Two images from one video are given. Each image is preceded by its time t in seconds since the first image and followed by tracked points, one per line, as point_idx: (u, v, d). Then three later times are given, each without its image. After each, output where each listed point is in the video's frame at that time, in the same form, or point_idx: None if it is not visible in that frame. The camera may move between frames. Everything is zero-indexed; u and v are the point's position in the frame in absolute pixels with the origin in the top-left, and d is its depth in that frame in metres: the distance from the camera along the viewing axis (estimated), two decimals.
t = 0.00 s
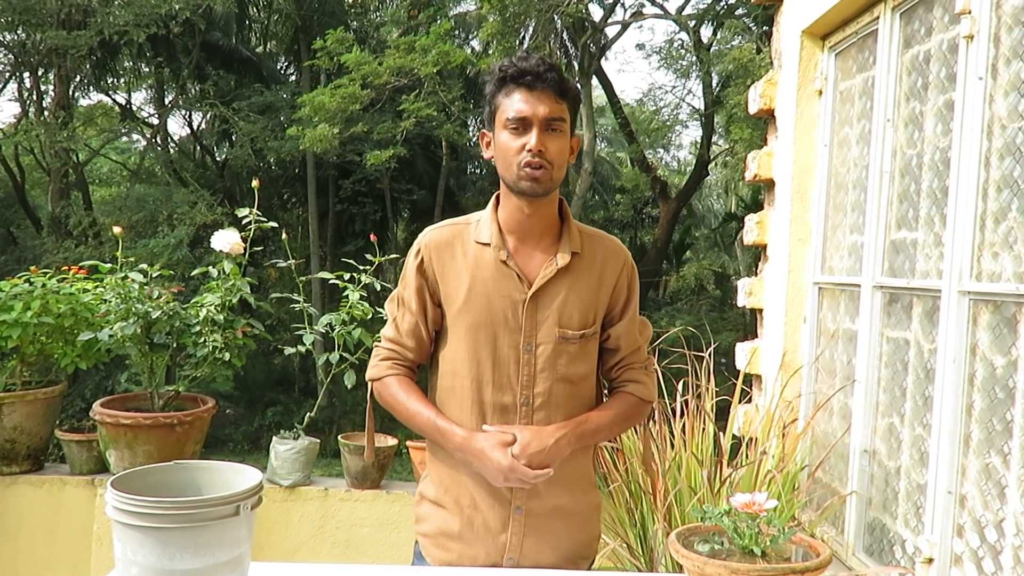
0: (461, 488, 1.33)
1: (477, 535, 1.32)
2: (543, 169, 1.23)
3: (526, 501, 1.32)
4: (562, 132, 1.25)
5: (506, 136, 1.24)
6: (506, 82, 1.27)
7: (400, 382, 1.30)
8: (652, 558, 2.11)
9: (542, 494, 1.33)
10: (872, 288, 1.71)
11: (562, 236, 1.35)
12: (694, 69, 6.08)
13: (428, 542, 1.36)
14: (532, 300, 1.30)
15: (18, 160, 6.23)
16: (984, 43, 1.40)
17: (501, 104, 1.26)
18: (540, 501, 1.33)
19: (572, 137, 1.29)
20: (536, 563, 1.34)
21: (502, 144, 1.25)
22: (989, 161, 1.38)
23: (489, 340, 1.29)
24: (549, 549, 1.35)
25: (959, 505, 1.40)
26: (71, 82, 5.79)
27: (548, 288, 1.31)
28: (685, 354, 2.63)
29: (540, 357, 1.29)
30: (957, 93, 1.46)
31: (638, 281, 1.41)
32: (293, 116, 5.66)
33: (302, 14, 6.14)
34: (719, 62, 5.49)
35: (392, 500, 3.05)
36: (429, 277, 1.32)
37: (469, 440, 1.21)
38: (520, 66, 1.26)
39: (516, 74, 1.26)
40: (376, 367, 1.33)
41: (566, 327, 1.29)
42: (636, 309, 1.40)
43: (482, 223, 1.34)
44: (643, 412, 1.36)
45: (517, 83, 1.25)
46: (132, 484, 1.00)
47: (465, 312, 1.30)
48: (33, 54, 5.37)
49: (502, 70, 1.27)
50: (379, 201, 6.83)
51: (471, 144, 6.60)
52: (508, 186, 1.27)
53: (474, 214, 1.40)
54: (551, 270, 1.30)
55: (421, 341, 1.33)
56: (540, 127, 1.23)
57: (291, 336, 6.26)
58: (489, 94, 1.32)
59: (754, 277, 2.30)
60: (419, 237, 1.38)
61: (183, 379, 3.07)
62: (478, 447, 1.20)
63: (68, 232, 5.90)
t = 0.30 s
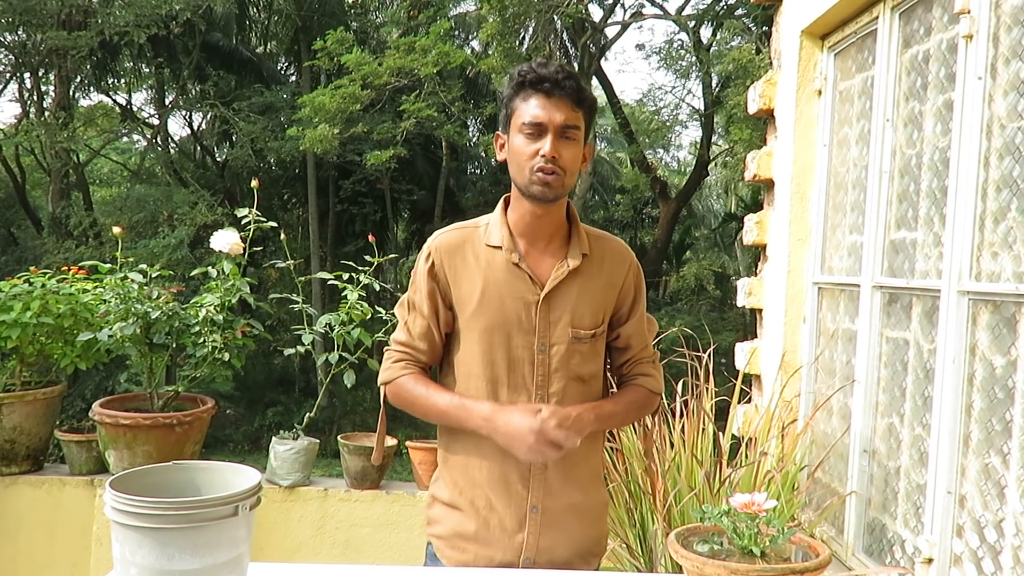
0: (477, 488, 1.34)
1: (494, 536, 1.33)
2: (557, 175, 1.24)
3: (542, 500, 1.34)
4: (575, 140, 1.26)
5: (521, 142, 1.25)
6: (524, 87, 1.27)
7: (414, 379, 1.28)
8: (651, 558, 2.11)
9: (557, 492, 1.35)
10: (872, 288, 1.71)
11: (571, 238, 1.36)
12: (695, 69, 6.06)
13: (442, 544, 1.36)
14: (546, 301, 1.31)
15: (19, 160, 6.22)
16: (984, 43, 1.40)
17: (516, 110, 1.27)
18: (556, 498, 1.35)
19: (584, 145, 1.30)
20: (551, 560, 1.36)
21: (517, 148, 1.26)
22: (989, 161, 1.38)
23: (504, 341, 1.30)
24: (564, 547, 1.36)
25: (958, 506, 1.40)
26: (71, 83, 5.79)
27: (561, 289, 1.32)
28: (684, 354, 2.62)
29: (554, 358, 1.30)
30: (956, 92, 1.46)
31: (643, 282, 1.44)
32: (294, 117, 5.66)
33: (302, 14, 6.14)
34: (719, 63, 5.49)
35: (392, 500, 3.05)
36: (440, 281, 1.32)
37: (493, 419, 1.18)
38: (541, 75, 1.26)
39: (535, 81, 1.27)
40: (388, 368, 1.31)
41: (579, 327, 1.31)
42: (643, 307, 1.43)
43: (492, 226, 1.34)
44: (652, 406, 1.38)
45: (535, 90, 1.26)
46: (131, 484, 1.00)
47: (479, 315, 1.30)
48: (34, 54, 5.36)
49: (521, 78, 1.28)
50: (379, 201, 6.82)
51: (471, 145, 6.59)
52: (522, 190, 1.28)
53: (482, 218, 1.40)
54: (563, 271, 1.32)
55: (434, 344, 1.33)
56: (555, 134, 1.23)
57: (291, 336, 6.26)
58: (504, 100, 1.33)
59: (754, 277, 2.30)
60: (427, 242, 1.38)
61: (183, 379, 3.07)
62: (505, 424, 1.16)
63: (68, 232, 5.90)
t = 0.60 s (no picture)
0: (483, 488, 1.33)
1: (499, 535, 1.33)
2: (591, 201, 1.24)
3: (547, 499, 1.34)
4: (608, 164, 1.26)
5: (561, 162, 1.21)
6: (566, 101, 1.23)
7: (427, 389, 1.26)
8: (651, 559, 2.11)
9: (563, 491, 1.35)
10: (872, 288, 1.71)
11: (578, 241, 1.37)
12: (694, 69, 6.02)
13: (447, 543, 1.36)
14: (555, 302, 1.31)
15: (18, 162, 6.21)
16: (983, 42, 1.40)
17: (555, 122, 1.23)
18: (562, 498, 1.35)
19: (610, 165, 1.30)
20: (556, 559, 1.36)
21: (554, 165, 1.23)
22: (989, 160, 1.38)
23: (514, 342, 1.30)
24: (569, 545, 1.37)
25: (959, 505, 1.40)
26: (71, 83, 5.77)
27: (569, 290, 1.32)
28: (684, 354, 2.62)
29: (562, 357, 1.31)
30: (956, 91, 1.46)
31: (643, 282, 1.46)
32: (293, 117, 5.66)
33: (302, 15, 6.14)
34: (718, 63, 5.50)
35: (392, 501, 3.05)
36: (451, 280, 1.30)
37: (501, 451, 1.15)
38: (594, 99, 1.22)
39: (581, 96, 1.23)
40: (400, 375, 1.28)
41: (586, 327, 1.32)
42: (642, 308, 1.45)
43: (501, 226, 1.33)
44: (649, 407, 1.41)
45: (580, 110, 1.21)
46: (130, 486, 0.99)
47: (490, 316, 1.29)
48: (33, 55, 5.35)
49: (570, 94, 1.23)
50: (379, 201, 6.82)
51: (471, 145, 6.59)
52: (550, 204, 1.26)
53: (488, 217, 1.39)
54: (571, 272, 1.32)
55: (444, 346, 1.31)
56: (597, 161, 1.22)
57: (291, 337, 6.25)
58: (535, 104, 1.27)
59: (754, 277, 2.29)
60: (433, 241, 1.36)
61: (182, 380, 3.07)
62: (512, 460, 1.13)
63: (68, 233, 5.90)
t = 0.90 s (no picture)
0: (486, 488, 1.33)
1: (500, 534, 1.33)
2: (604, 213, 1.27)
3: (550, 500, 1.34)
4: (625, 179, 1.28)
5: (582, 172, 1.23)
6: (595, 112, 1.24)
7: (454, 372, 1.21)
8: (651, 559, 2.11)
9: (565, 491, 1.35)
10: (871, 287, 1.70)
11: (586, 244, 1.40)
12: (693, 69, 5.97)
13: (447, 542, 1.36)
14: (565, 303, 1.35)
15: (17, 163, 6.20)
16: (982, 40, 1.39)
17: (581, 132, 1.24)
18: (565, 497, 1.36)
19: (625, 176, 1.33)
20: (556, 558, 1.37)
21: (574, 173, 1.25)
22: (988, 158, 1.38)
23: (524, 343, 1.33)
24: (570, 544, 1.38)
25: (959, 504, 1.39)
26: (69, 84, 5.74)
27: (578, 292, 1.36)
28: (684, 353, 2.61)
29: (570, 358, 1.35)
30: (955, 89, 1.45)
31: (642, 287, 1.53)
32: (292, 118, 5.64)
33: (301, 15, 6.12)
34: (716, 63, 5.50)
35: (391, 501, 3.05)
36: (465, 277, 1.30)
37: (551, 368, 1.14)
38: (623, 115, 1.24)
39: (607, 109, 1.24)
40: (421, 371, 1.24)
41: (593, 329, 1.38)
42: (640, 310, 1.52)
43: (512, 226, 1.35)
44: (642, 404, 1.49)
45: (607, 122, 1.23)
46: (128, 486, 0.99)
47: (503, 315, 1.32)
48: (31, 56, 5.35)
49: (599, 106, 1.24)
50: (379, 202, 6.82)
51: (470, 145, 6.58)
52: (563, 212, 1.28)
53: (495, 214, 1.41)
54: (580, 276, 1.36)
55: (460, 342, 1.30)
56: (616, 175, 1.25)
57: (290, 338, 6.25)
58: (561, 108, 1.28)
59: (753, 277, 2.29)
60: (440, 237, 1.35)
61: (181, 380, 3.06)
62: (565, 364, 1.13)
63: (67, 233, 5.89)
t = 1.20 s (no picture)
0: (492, 490, 1.33)
1: (506, 534, 1.34)
2: (624, 210, 1.28)
3: (556, 501, 1.35)
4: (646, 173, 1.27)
5: (602, 169, 1.23)
6: (612, 108, 1.24)
7: (471, 381, 1.16)
8: (650, 557, 2.11)
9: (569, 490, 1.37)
10: (871, 286, 1.70)
11: (597, 248, 1.42)
12: (692, 69, 6.03)
13: (451, 543, 1.35)
14: (578, 307, 1.37)
15: (16, 163, 6.19)
16: (982, 39, 1.39)
17: (597, 129, 1.24)
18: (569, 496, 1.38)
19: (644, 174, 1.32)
20: (559, 556, 1.39)
21: (593, 170, 1.24)
22: (987, 157, 1.38)
23: (538, 346, 1.34)
24: (571, 541, 1.40)
25: (958, 503, 1.39)
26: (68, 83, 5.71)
27: (590, 296, 1.38)
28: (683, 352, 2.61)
29: (580, 361, 1.38)
30: (954, 88, 1.45)
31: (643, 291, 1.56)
32: (291, 118, 5.63)
33: (299, 14, 6.11)
34: (715, 62, 5.50)
35: (391, 500, 3.05)
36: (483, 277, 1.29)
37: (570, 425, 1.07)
38: (638, 108, 1.24)
39: (623, 104, 1.24)
40: (437, 373, 1.18)
41: (602, 333, 1.41)
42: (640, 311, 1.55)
43: (527, 226, 1.35)
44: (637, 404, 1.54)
45: (622, 117, 1.23)
46: (128, 486, 0.99)
47: (518, 319, 1.32)
48: (30, 55, 5.35)
49: (614, 102, 1.24)
50: (378, 201, 6.82)
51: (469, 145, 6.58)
52: (581, 211, 1.28)
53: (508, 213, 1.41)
54: (593, 280, 1.38)
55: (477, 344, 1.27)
56: (636, 170, 1.24)
57: (289, 337, 6.26)
58: (574, 109, 1.28)
59: (752, 276, 2.29)
60: (454, 234, 1.34)
61: (180, 380, 3.06)
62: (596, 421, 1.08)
63: (66, 233, 5.88)
